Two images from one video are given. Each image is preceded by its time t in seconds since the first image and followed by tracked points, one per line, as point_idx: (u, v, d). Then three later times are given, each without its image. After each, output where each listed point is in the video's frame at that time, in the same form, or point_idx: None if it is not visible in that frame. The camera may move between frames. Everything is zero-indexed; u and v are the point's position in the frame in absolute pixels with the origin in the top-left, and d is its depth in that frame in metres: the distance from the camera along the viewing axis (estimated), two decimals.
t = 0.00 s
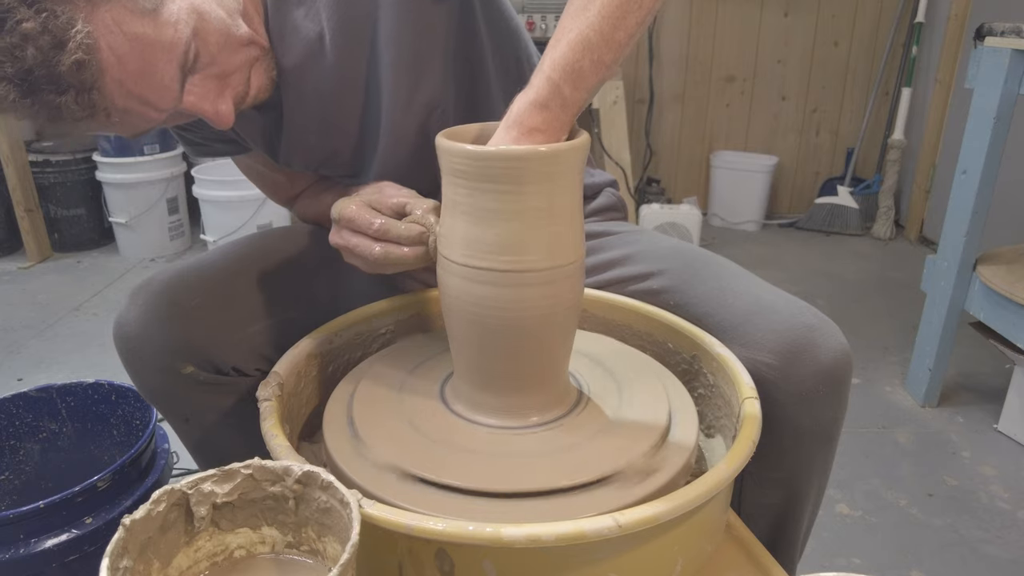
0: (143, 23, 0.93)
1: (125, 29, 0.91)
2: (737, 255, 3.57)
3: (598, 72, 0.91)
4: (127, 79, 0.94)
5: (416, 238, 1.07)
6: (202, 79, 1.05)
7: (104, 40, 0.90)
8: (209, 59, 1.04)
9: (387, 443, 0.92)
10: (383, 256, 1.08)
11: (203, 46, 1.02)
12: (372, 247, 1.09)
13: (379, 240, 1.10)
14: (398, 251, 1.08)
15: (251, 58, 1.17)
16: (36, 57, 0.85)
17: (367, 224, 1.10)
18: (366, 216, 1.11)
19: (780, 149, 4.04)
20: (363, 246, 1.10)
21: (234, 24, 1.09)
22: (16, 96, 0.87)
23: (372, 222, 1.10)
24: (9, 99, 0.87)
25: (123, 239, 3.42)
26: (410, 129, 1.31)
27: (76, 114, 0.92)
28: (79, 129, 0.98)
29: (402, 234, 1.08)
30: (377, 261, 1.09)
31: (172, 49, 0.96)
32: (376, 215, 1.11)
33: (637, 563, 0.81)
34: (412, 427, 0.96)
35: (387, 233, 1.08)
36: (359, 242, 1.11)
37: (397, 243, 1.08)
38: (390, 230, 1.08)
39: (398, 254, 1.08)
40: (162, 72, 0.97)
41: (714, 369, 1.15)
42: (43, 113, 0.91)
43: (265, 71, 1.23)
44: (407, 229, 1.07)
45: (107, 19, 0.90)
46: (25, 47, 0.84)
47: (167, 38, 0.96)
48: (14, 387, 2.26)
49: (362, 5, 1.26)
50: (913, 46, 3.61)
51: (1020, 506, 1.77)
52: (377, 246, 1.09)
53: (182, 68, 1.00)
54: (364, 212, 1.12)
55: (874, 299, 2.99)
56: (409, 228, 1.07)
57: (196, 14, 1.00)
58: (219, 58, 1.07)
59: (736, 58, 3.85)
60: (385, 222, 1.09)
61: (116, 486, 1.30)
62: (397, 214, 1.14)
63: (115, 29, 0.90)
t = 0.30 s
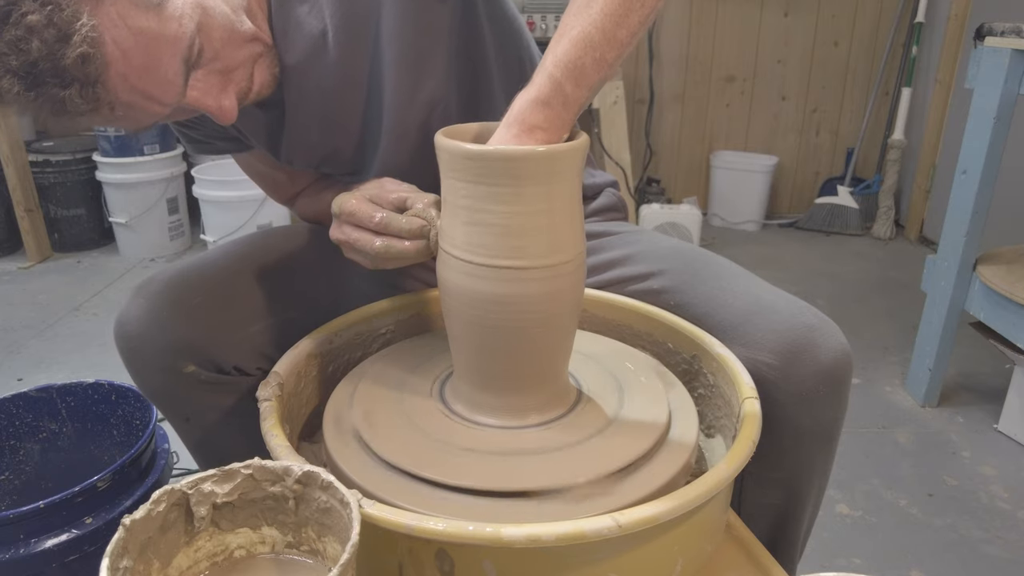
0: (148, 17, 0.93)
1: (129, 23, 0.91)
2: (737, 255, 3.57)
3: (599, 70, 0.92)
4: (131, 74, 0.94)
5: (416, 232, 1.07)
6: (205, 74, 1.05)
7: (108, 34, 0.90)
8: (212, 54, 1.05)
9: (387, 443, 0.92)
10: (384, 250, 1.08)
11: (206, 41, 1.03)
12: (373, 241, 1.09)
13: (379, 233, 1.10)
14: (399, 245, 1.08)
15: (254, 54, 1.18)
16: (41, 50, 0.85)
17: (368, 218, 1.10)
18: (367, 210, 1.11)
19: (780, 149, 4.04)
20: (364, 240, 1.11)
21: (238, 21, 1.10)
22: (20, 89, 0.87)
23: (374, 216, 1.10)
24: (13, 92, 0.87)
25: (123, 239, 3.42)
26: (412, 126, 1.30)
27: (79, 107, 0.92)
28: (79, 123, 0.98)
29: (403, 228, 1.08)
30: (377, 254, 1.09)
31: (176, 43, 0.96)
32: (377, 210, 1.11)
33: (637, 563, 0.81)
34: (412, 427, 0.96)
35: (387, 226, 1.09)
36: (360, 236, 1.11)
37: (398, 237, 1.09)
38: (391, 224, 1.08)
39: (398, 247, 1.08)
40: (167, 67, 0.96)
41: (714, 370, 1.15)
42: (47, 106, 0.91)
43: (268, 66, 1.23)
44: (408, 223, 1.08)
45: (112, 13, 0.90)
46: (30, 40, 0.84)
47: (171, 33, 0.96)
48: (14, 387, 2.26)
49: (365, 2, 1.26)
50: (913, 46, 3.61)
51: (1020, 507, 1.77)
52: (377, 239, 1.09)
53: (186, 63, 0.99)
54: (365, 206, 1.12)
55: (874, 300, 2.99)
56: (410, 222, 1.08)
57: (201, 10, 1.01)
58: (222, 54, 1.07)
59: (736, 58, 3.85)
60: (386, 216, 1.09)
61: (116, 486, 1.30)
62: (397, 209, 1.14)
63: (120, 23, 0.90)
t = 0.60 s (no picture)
0: (152, 9, 0.92)
1: (134, 14, 0.91)
2: (737, 255, 3.57)
3: (601, 64, 0.93)
4: (134, 65, 0.93)
5: (416, 226, 1.07)
6: (208, 68, 1.05)
7: (113, 24, 0.89)
8: (216, 48, 1.05)
9: (387, 443, 0.92)
10: (384, 243, 1.08)
11: (210, 35, 1.03)
12: (373, 234, 1.09)
13: (379, 227, 1.10)
14: (398, 238, 1.08)
15: (258, 49, 1.18)
16: (46, 40, 0.85)
17: (368, 212, 1.10)
18: (367, 204, 1.11)
19: (780, 149, 4.04)
20: (365, 234, 1.11)
21: (242, 14, 1.10)
22: (23, 79, 0.87)
23: (374, 209, 1.10)
24: (17, 82, 0.87)
25: (124, 239, 3.42)
26: (414, 124, 1.30)
27: (83, 97, 0.92)
28: (81, 115, 0.98)
29: (402, 222, 1.08)
30: (377, 248, 1.09)
31: (180, 36, 0.96)
32: (376, 203, 1.11)
33: (636, 563, 0.81)
34: (412, 426, 0.96)
35: (387, 220, 1.09)
36: (360, 230, 1.11)
37: (397, 230, 1.08)
38: (390, 218, 1.08)
39: (398, 240, 1.08)
40: (170, 59, 0.96)
41: (714, 370, 1.15)
42: (51, 95, 0.91)
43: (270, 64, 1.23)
44: (408, 216, 1.07)
45: (117, 4, 0.89)
46: (35, 30, 0.84)
47: (176, 25, 0.96)
48: (14, 387, 2.26)
49: None
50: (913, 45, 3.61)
51: (1020, 506, 1.77)
52: (377, 233, 1.09)
53: (189, 55, 0.99)
54: (364, 200, 1.12)
55: (874, 300, 2.99)
56: (410, 215, 1.07)
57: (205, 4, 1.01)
58: (225, 48, 1.08)
59: (736, 58, 3.85)
60: (386, 209, 1.09)
61: (116, 486, 1.30)
62: (397, 201, 1.13)
63: (124, 14, 0.90)
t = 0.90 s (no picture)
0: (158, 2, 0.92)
1: (140, 5, 0.90)
2: (737, 255, 3.56)
3: (604, 58, 0.94)
4: (139, 57, 0.92)
5: (415, 219, 1.08)
6: (212, 61, 1.05)
7: (119, 15, 0.89)
8: (220, 41, 1.05)
9: (387, 443, 0.92)
10: (384, 236, 1.08)
11: (214, 28, 1.03)
12: (373, 227, 1.09)
13: (378, 221, 1.10)
14: (399, 230, 1.08)
15: (262, 43, 1.18)
16: (51, 29, 0.84)
17: (367, 205, 1.10)
18: (366, 198, 1.11)
19: (780, 149, 4.04)
20: (364, 228, 1.11)
21: (247, 9, 1.11)
22: (28, 69, 0.87)
23: (375, 202, 1.10)
24: (21, 72, 0.87)
25: (123, 239, 3.42)
26: (417, 120, 1.30)
27: (87, 88, 0.91)
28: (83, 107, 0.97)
29: (402, 214, 1.08)
30: (377, 241, 1.09)
31: (185, 29, 0.96)
32: (376, 196, 1.11)
33: (636, 563, 0.81)
34: (411, 426, 0.96)
35: (387, 213, 1.09)
36: (359, 223, 1.11)
37: (398, 223, 1.09)
38: (390, 211, 1.08)
39: (398, 234, 1.08)
40: (175, 52, 0.96)
41: (714, 370, 1.15)
42: (55, 86, 0.90)
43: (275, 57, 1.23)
44: (408, 209, 1.08)
45: None
46: (39, 19, 0.84)
47: (181, 17, 0.95)
48: (14, 387, 2.26)
49: None
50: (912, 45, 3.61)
51: (1020, 506, 1.77)
52: (377, 227, 1.09)
53: (194, 48, 0.99)
54: (363, 194, 1.12)
55: (874, 300, 2.99)
56: (410, 208, 1.08)
57: None
58: (229, 41, 1.08)
59: (736, 58, 3.85)
60: (386, 202, 1.09)
61: (116, 486, 1.30)
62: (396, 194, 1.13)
63: (130, 6, 0.89)
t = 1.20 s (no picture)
0: None
1: None
2: (737, 255, 3.56)
3: (607, 54, 0.95)
4: (147, 47, 0.92)
5: (414, 211, 1.08)
6: (219, 53, 1.04)
7: (127, 3, 0.88)
8: (227, 33, 1.05)
9: (387, 443, 0.92)
10: (385, 229, 1.09)
11: (222, 20, 1.03)
12: (373, 221, 1.09)
13: (378, 214, 1.10)
14: (399, 223, 1.08)
15: (268, 37, 1.18)
16: (59, 17, 0.84)
17: (367, 198, 1.11)
18: (366, 190, 1.12)
19: (779, 148, 4.04)
20: (365, 221, 1.11)
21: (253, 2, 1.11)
22: (35, 57, 0.86)
23: (375, 196, 1.10)
24: (28, 61, 0.86)
25: (123, 239, 3.42)
26: (420, 117, 1.31)
27: (96, 78, 0.90)
28: (88, 98, 0.97)
29: (403, 207, 1.08)
30: (378, 235, 1.09)
31: (193, 19, 0.96)
32: (376, 189, 1.11)
33: (635, 563, 0.81)
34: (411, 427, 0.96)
35: (387, 206, 1.09)
36: (360, 217, 1.11)
37: (399, 217, 1.09)
38: (390, 204, 1.09)
39: (399, 228, 1.08)
40: (182, 43, 0.95)
41: (714, 370, 1.15)
42: (62, 76, 0.89)
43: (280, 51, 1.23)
44: (409, 202, 1.08)
45: None
46: (48, 7, 0.84)
47: (188, 7, 0.95)
48: (14, 387, 2.26)
49: None
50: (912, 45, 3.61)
51: (1020, 507, 1.77)
52: (377, 220, 1.09)
53: (201, 38, 0.98)
54: (363, 188, 1.12)
55: (874, 300, 2.99)
56: (410, 201, 1.08)
57: None
58: (235, 34, 1.08)
59: (736, 57, 3.85)
60: (387, 195, 1.09)
61: (116, 486, 1.29)
62: (395, 185, 1.13)
63: None
